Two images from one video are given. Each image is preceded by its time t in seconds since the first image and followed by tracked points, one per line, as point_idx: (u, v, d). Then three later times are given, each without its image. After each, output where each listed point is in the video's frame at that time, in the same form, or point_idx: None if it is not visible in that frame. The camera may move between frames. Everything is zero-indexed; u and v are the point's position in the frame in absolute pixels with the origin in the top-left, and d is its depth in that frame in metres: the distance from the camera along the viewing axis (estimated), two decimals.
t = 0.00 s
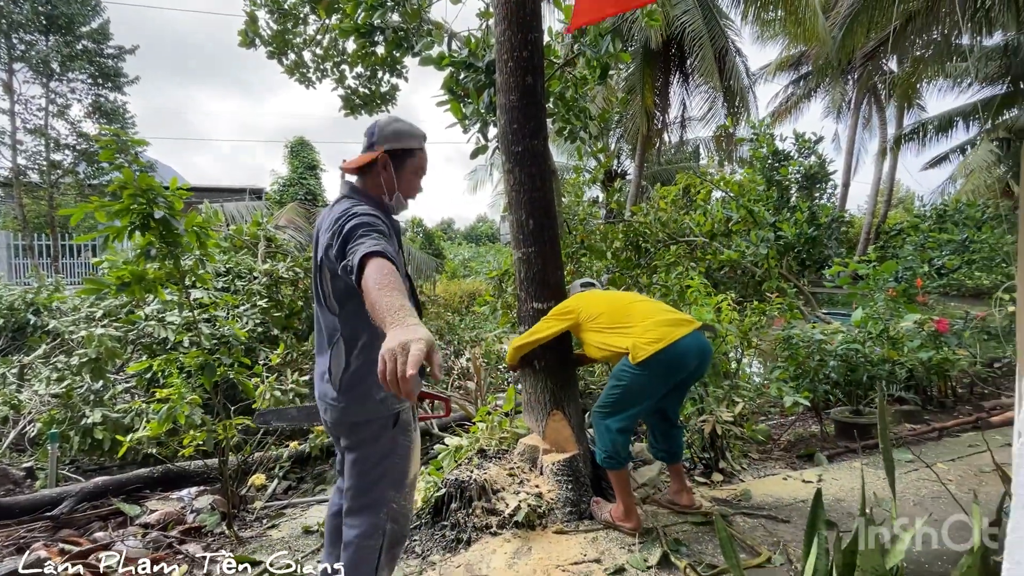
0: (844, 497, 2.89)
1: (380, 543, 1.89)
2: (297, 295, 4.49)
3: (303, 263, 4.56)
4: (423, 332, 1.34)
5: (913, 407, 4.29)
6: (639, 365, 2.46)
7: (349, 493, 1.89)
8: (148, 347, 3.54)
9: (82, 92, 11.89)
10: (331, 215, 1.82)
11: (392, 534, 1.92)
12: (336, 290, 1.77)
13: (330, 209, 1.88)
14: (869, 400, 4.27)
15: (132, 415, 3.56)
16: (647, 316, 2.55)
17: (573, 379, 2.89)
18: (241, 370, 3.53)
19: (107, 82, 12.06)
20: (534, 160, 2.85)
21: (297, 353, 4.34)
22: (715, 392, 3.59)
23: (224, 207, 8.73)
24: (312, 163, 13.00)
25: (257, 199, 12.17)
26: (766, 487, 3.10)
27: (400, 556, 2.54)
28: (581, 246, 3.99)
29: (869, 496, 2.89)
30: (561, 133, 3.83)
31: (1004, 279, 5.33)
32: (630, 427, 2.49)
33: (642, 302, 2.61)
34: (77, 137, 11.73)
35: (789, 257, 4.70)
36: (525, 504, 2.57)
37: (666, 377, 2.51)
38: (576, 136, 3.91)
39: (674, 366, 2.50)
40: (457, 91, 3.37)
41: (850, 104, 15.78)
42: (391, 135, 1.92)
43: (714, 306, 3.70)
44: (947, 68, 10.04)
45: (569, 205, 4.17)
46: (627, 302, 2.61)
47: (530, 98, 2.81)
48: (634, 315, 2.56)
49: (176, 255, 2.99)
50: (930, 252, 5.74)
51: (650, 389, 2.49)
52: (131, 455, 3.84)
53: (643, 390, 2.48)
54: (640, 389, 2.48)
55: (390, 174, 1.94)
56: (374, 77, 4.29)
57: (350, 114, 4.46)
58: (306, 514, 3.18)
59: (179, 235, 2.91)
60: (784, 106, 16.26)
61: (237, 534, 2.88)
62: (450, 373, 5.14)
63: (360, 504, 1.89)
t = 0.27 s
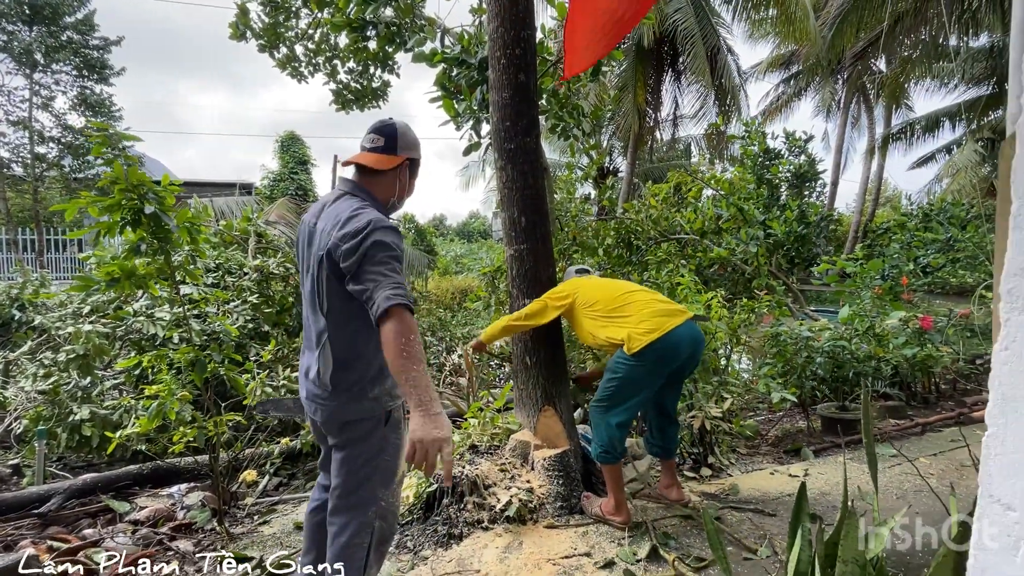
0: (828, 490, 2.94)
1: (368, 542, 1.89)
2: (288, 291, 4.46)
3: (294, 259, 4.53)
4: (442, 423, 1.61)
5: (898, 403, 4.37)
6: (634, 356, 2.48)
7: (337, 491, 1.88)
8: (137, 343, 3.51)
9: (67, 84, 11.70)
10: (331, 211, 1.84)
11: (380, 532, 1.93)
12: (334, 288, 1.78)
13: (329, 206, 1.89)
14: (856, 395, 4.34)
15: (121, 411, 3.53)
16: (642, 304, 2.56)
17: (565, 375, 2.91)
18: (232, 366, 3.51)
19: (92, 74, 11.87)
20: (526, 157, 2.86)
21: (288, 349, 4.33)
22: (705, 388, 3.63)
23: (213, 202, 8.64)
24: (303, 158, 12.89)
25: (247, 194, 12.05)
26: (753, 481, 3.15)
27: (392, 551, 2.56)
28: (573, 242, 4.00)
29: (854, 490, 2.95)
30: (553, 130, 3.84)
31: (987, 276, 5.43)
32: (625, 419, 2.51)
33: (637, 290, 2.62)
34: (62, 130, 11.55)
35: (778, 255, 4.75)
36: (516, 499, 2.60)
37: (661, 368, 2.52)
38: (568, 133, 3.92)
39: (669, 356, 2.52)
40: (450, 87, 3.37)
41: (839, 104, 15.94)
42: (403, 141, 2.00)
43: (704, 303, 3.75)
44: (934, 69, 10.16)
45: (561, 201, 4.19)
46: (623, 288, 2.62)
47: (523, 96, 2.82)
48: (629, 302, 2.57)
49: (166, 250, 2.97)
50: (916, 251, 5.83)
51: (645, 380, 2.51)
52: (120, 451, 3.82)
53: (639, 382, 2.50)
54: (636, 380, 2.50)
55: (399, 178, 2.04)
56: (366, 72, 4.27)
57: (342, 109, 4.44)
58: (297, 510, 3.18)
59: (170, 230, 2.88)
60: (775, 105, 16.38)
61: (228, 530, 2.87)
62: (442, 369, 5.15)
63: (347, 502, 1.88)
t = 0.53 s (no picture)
0: (817, 485, 2.99)
1: (369, 537, 1.91)
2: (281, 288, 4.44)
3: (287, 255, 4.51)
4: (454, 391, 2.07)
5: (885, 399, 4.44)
6: (635, 349, 2.50)
7: (338, 488, 1.89)
8: (128, 340, 3.49)
9: (55, 77, 11.53)
10: (343, 209, 1.87)
11: (378, 527, 1.95)
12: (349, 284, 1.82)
13: (335, 203, 1.90)
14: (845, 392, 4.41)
15: (112, 409, 3.51)
16: (643, 294, 2.57)
17: (559, 372, 2.93)
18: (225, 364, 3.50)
19: (80, 68, 11.71)
20: (521, 155, 2.87)
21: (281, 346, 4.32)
22: (697, 384, 3.67)
23: (204, 198, 8.57)
24: (295, 154, 12.81)
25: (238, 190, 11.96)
26: (744, 477, 3.19)
27: (387, 547, 2.57)
28: (567, 240, 4.02)
29: (842, 484, 3.00)
30: (548, 128, 3.85)
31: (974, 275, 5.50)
32: (629, 414, 2.53)
33: (641, 279, 2.62)
34: (50, 124, 11.39)
35: (769, 253, 4.80)
36: (510, 495, 2.62)
37: (662, 360, 2.54)
38: (563, 131, 3.93)
39: (669, 347, 2.53)
40: (444, 85, 3.37)
41: (831, 103, 16.06)
42: (392, 142, 2.05)
43: (697, 300, 3.78)
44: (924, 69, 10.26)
45: (555, 199, 4.21)
46: (626, 277, 2.63)
47: (517, 93, 2.82)
48: (631, 292, 2.58)
49: (159, 247, 2.95)
50: (905, 249, 5.90)
51: (646, 373, 2.52)
52: (111, 449, 3.79)
53: (640, 376, 2.52)
54: (636, 374, 2.52)
55: (385, 177, 2.06)
56: (360, 68, 4.25)
57: (335, 105, 4.41)
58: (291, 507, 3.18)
59: (163, 227, 2.87)
60: (767, 103, 16.48)
61: (222, 527, 2.87)
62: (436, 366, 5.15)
63: (349, 498, 1.89)
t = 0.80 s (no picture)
0: (810, 481, 3.03)
1: (368, 525, 1.96)
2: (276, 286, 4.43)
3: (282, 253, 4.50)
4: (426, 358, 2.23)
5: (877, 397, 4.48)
6: (638, 348, 2.51)
7: (337, 480, 1.91)
8: (122, 338, 3.47)
9: (45, 72, 11.41)
10: (345, 208, 1.90)
11: (374, 518, 2.00)
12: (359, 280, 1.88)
13: (333, 202, 1.90)
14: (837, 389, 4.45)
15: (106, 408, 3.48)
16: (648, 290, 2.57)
17: (554, 370, 2.94)
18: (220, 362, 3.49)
19: (72, 63, 11.58)
20: (517, 154, 2.88)
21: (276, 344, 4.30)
22: (691, 382, 3.70)
23: (198, 195, 8.51)
24: (290, 151, 12.74)
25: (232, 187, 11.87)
26: (738, 473, 3.22)
27: (383, 544, 2.58)
28: (562, 238, 4.03)
29: (834, 481, 3.03)
30: (544, 126, 3.85)
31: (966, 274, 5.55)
32: (633, 414, 2.53)
33: (649, 273, 2.62)
34: (41, 119, 11.27)
35: (764, 252, 4.82)
36: (506, 492, 2.63)
37: (665, 358, 2.55)
38: (559, 129, 3.94)
39: (672, 343, 2.54)
40: (440, 82, 3.37)
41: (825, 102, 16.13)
42: (365, 142, 2.06)
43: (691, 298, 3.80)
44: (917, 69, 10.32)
45: (551, 196, 4.21)
46: (633, 270, 2.62)
47: (513, 92, 2.83)
48: (638, 287, 2.58)
49: (154, 245, 2.94)
50: (898, 248, 5.94)
51: (650, 369, 2.53)
52: (105, 447, 3.77)
53: (643, 374, 2.53)
54: (639, 372, 2.53)
55: (361, 176, 2.07)
56: (356, 65, 4.24)
57: (331, 102, 4.40)
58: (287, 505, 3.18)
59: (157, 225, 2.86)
60: (762, 102, 16.53)
61: (217, 525, 2.87)
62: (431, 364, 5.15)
63: (351, 490, 1.92)
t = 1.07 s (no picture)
0: (805, 479, 3.05)
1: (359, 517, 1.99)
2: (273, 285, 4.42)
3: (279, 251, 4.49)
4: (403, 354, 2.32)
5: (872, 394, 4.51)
6: (637, 347, 2.53)
7: (325, 475, 1.92)
8: (120, 337, 3.46)
9: (40, 70, 11.34)
10: (323, 207, 1.92)
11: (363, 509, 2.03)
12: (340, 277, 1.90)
13: (310, 201, 1.91)
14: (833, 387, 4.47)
15: (104, 406, 3.48)
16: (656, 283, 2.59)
17: (552, 368, 2.96)
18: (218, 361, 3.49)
19: (67, 60, 11.52)
20: (515, 153, 2.89)
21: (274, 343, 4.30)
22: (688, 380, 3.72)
23: (195, 193, 8.48)
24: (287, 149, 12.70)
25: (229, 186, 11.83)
26: (734, 470, 3.25)
27: (383, 542, 2.59)
28: (560, 236, 4.04)
29: (829, 478, 3.06)
30: (542, 124, 3.86)
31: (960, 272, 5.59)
32: (634, 412, 2.55)
33: (653, 268, 2.62)
34: (36, 117, 11.21)
35: (760, 250, 4.84)
36: (504, 490, 2.65)
37: (664, 356, 2.57)
38: (556, 128, 3.94)
39: (673, 338, 2.56)
40: (438, 81, 3.37)
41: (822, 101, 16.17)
42: (333, 144, 2.08)
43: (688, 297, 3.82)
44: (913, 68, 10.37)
45: (549, 195, 4.22)
46: (640, 263, 2.62)
47: (511, 92, 2.84)
48: (647, 281, 2.58)
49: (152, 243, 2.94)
50: (894, 247, 5.98)
51: (652, 365, 2.55)
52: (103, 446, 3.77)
53: (643, 373, 2.55)
54: (638, 371, 2.55)
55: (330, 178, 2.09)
56: (353, 63, 4.24)
57: (328, 100, 4.39)
58: (286, 503, 3.19)
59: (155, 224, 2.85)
60: (759, 101, 16.57)
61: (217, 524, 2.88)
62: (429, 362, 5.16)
63: (338, 485, 1.94)
